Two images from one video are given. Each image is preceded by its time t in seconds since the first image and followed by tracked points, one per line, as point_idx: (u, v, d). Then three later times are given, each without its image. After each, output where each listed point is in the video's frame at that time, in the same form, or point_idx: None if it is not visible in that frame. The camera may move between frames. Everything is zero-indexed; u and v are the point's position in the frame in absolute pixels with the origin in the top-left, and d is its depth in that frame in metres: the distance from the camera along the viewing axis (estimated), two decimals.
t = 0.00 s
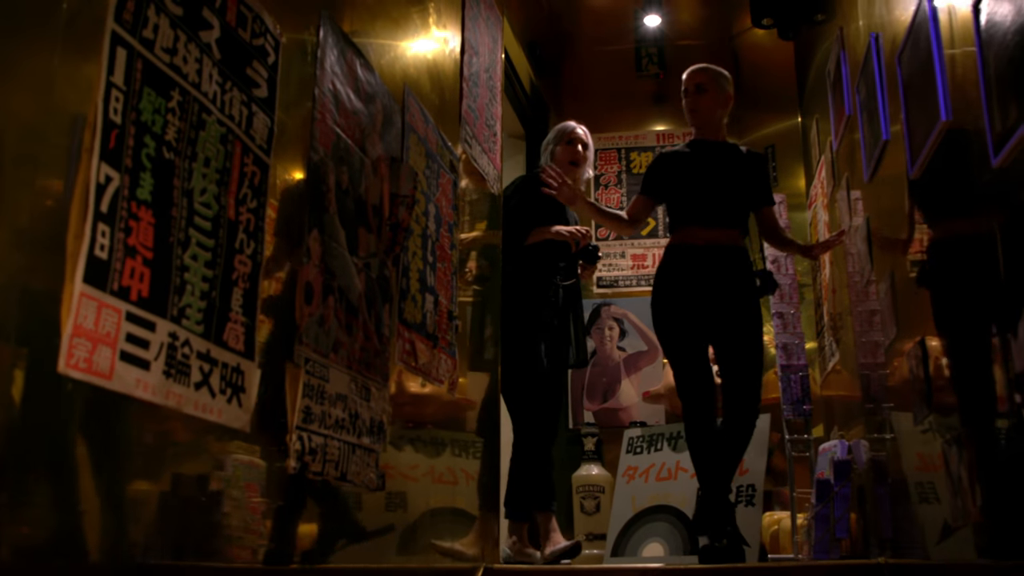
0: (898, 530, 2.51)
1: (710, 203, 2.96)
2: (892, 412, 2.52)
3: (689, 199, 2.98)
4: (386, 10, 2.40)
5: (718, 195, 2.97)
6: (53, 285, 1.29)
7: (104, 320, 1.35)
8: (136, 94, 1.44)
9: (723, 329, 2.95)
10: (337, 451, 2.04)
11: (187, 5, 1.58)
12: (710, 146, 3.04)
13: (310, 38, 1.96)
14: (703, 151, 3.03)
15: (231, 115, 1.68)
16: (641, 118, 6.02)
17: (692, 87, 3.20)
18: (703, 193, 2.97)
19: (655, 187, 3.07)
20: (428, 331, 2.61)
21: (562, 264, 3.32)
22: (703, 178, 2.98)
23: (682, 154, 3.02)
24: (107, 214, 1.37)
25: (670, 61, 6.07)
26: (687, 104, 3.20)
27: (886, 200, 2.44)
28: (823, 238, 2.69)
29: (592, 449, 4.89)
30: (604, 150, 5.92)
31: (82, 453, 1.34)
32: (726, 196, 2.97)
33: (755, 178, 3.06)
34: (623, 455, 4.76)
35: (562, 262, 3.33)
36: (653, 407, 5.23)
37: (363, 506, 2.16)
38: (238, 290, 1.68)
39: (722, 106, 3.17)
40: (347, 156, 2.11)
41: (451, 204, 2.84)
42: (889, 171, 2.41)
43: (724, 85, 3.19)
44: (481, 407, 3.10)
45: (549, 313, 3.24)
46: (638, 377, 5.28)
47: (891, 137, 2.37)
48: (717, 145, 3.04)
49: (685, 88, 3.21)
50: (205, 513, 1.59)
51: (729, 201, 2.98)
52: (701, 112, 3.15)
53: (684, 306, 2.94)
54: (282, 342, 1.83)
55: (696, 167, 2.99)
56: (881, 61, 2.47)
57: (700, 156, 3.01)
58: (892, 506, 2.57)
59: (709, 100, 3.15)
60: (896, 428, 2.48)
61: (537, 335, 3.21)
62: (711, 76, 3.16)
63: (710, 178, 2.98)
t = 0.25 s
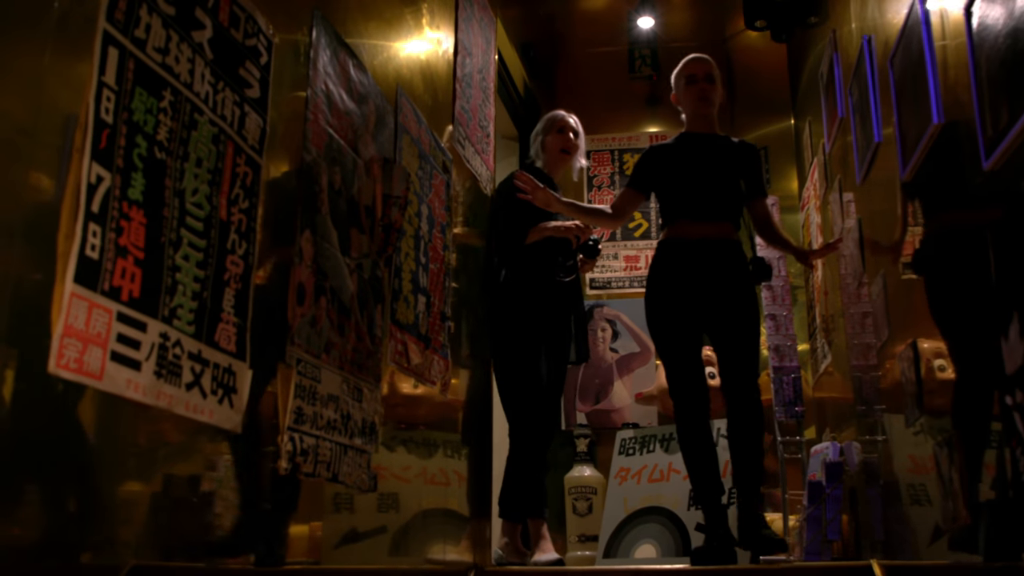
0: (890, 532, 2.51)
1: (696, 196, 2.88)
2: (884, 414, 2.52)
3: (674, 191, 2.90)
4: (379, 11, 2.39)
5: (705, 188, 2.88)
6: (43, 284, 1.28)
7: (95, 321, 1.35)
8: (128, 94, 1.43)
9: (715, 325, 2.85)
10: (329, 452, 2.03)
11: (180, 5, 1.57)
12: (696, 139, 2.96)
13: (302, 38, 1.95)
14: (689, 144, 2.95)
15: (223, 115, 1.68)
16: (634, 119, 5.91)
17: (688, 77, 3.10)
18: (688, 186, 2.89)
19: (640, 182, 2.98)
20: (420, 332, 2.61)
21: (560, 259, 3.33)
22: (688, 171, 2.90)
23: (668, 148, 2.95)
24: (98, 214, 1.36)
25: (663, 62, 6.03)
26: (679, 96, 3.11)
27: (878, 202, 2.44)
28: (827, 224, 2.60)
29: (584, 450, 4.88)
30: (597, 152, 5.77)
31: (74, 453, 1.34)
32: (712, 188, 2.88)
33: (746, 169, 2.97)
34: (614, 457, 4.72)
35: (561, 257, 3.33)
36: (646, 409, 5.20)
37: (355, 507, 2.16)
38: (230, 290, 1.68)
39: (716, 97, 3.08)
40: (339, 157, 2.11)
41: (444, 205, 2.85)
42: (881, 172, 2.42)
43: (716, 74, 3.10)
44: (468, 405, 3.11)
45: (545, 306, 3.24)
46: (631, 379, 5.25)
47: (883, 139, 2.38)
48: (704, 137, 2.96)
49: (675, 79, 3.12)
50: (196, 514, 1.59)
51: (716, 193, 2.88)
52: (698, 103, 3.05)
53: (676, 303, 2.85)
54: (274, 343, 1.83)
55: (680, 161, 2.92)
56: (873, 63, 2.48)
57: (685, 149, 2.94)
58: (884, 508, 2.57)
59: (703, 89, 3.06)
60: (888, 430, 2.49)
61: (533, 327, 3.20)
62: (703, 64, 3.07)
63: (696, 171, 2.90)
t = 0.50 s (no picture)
0: (882, 534, 2.52)
1: (682, 197, 2.88)
2: (877, 417, 2.52)
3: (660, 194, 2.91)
4: (373, 12, 2.39)
5: (692, 188, 2.87)
6: (33, 285, 1.28)
7: (86, 321, 1.34)
8: (119, 94, 1.43)
9: (712, 327, 2.83)
10: (321, 452, 2.03)
11: (172, 5, 1.57)
12: (684, 140, 2.96)
13: (295, 39, 1.95)
14: (677, 144, 2.95)
15: (216, 115, 1.67)
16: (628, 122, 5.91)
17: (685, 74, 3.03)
18: (674, 188, 2.89)
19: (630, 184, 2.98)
20: (413, 333, 2.60)
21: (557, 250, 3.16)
22: (673, 173, 2.90)
23: (655, 150, 2.95)
24: (89, 213, 1.36)
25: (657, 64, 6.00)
26: (670, 93, 3.06)
27: (872, 203, 2.45)
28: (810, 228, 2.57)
29: (577, 452, 4.90)
30: (591, 153, 5.74)
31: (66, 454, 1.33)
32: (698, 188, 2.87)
33: (738, 165, 2.93)
34: (607, 459, 4.71)
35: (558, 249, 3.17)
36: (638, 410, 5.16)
37: (347, 509, 2.15)
38: (222, 290, 1.68)
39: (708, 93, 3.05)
40: (332, 157, 2.11)
41: (437, 206, 2.84)
42: (874, 174, 2.42)
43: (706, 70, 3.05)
44: (463, 407, 3.12)
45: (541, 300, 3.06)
46: (623, 381, 5.21)
47: (876, 142, 2.38)
48: (692, 137, 2.96)
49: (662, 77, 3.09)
50: (188, 515, 1.59)
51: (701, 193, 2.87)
52: (692, 104, 3.02)
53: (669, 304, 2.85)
54: (266, 344, 1.83)
55: (666, 163, 2.92)
56: (866, 66, 2.48)
57: (672, 150, 2.94)
58: (876, 510, 2.58)
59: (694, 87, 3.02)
60: (881, 431, 2.49)
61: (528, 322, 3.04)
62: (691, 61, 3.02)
63: (683, 172, 2.89)
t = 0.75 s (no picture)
0: (874, 536, 2.52)
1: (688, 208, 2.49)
2: (869, 419, 2.53)
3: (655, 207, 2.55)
4: (365, 14, 2.39)
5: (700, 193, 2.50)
6: (22, 286, 1.27)
7: (75, 322, 1.33)
8: (110, 94, 1.42)
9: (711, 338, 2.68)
10: (312, 454, 2.02)
11: (164, 6, 1.57)
12: (675, 150, 2.57)
13: (287, 40, 1.95)
14: (668, 158, 2.56)
15: (207, 116, 1.67)
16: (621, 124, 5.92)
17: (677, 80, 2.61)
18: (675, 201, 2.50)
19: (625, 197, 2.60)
20: (405, 335, 2.60)
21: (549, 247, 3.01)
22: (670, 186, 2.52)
23: (648, 164, 2.57)
24: (79, 215, 1.35)
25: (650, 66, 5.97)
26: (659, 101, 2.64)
27: (863, 206, 2.45)
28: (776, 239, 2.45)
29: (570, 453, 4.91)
30: (584, 156, 5.71)
31: (57, 456, 1.33)
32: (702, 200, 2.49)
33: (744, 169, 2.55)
34: (599, 461, 4.71)
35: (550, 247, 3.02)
36: (631, 412, 5.20)
37: (338, 511, 2.15)
38: (212, 292, 1.67)
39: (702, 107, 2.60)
40: (324, 159, 2.10)
41: (429, 208, 2.84)
42: (866, 177, 2.42)
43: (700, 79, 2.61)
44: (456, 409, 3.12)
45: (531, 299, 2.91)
46: (616, 383, 5.22)
47: (867, 145, 2.39)
48: (685, 147, 2.56)
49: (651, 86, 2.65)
50: (179, 517, 1.58)
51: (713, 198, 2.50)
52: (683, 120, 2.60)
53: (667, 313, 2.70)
54: (257, 346, 1.82)
55: (662, 174, 2.54)
56: (858, 69, 2.48)
57: (666, 161, 2.56)
58: (868, 512, 2.58)
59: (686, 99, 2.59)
60: (872, 434, 2.49)
61: (517, 323, 2.88)
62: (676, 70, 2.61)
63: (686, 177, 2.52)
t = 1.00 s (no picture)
0: (863, 539, 2.52)
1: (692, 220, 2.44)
2: (859, 422, 2.53)
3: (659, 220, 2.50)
4: (356, 16, 2.39)
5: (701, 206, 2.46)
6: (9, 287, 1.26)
7: (62, 323, 1.33)
8: (99, 95, 1.42)
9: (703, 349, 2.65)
10: (301, 457, 2.01)
11: (154, 6, 1.56)
12: (673, 163, 2.54)
13: (278, 42, 1.95)
14: (666, 171, 2.53)
15: (197, 117, 1.66)
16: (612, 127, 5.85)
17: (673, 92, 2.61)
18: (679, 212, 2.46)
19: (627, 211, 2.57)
20: (395, 337, 2.60)
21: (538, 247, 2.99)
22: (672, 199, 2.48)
23: (648, 180, 2.53)
24: (67, 215, 1.35)
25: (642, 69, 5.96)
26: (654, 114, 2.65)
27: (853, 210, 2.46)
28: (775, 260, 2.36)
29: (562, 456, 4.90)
30: (576, 159, 5.70)
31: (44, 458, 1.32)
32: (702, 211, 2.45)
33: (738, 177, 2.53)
34: (590, 463, 4.65)
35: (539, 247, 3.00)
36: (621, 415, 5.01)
37: (327, 514, 2.14)
38: (201, 294, 1.67)
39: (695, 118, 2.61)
40: (314, 161, 2.10)
41: (420, 210, 2.84)
42: (857, 181, 2.43)
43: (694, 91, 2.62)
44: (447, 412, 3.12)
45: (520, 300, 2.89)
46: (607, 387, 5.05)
47: (858, 149, 2.40)
48: (681, 159, 2.53)
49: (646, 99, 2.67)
50: (168, 519, 1.57)
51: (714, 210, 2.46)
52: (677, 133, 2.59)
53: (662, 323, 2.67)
54: (246, 348, 1.81)
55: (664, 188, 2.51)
56: (848, 73, 2.49)
57: (665, 175, 2.53)
58: (858, 516, 2.58)
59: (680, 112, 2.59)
60: (863, 437, 2.49)
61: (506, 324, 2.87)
62: (672, 84, 2.61)
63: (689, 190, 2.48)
